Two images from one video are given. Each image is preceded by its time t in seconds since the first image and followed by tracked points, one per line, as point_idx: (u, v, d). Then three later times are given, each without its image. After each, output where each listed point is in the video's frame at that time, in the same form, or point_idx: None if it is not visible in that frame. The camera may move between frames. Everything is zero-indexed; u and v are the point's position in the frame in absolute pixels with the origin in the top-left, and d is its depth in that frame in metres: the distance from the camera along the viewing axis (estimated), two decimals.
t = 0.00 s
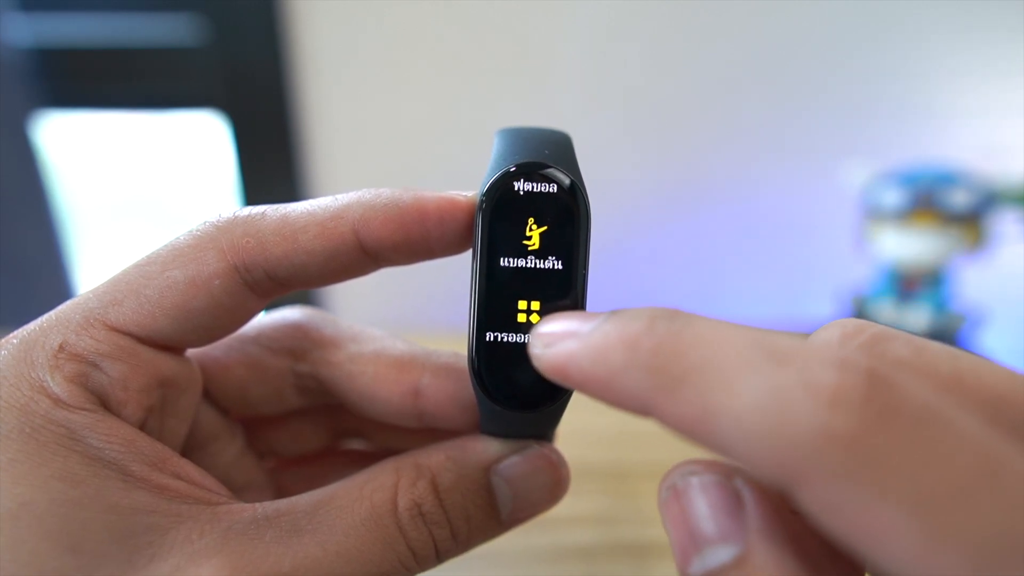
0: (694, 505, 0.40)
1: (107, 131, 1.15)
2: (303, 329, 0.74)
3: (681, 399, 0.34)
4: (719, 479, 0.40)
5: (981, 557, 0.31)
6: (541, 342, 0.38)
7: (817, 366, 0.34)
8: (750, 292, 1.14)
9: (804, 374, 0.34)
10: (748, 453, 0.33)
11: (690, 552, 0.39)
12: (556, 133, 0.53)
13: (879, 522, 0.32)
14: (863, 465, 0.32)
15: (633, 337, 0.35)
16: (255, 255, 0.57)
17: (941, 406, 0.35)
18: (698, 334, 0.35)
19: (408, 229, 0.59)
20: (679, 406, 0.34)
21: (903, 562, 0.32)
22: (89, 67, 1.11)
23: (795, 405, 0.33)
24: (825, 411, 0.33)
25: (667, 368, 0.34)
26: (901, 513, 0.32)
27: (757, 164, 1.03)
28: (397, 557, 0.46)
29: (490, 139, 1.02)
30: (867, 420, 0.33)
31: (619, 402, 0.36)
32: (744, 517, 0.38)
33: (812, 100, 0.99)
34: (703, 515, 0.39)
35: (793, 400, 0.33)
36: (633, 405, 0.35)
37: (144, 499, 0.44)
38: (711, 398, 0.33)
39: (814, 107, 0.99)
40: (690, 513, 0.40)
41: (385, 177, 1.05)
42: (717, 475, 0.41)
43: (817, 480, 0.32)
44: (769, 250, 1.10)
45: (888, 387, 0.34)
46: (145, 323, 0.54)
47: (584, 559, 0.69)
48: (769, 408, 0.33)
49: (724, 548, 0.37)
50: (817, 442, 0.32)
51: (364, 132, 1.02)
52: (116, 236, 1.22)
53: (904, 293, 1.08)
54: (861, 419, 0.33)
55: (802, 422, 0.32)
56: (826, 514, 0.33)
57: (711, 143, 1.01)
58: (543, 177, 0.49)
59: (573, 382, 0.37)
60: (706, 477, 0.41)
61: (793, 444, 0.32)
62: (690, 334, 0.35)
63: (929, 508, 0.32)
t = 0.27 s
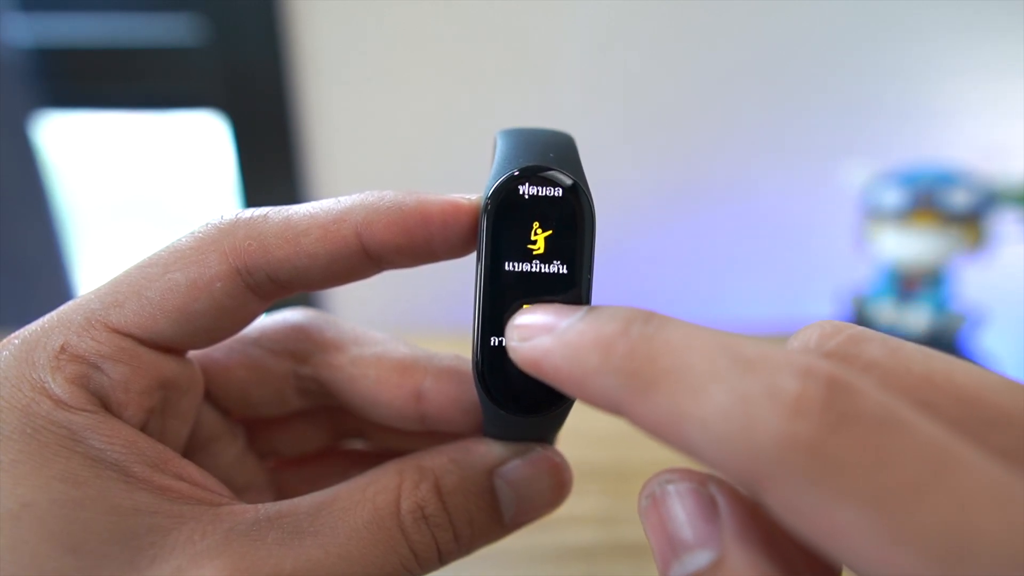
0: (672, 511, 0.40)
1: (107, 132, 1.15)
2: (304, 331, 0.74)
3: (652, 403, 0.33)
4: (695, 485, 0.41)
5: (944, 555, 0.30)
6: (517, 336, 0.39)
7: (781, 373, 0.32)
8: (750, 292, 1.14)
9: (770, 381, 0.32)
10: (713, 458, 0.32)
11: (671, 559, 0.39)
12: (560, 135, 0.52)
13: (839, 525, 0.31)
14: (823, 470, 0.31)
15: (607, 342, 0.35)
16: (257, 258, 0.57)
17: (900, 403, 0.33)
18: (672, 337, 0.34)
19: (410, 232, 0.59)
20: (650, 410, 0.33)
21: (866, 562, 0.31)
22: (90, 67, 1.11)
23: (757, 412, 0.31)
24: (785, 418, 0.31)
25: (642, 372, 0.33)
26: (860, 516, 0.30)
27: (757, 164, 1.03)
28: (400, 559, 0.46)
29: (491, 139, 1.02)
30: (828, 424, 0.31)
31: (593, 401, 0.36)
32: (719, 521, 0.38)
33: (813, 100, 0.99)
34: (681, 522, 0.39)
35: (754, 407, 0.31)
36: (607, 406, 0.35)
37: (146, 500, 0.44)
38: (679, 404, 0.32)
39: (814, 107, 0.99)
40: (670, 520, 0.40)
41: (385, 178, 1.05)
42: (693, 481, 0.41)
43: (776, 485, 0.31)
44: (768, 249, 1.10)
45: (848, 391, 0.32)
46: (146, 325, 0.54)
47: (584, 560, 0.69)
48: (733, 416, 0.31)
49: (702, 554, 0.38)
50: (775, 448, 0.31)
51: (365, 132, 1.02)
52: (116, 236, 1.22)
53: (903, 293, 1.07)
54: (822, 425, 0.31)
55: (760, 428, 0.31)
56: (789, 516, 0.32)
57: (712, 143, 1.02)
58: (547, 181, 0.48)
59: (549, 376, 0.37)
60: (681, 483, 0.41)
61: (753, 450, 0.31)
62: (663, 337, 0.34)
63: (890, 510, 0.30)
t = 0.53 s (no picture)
0: (686, 499, 0.41)
1: (107, 131, 1.15)
2: (304, 331, 0.74)
3: (669, 400, 0.33)
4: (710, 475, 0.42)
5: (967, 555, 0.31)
6: (526, 333, 0.38)
7: (805, 370, 0.32)
8: (750, 292, 1.14)
9: (792, 380, 0.32)
10: (736, 458, 0.32)
11: (683, 548, 0.39)
12: (559, 135, 0.52)
13: (865, 527, 0.31)
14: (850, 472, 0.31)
15: (621, 336, 0.34)
16: (256, 258, 0.57)
17: (929, 406, 0.33)
18: (690, 331, 0.34)
19: (410, 231, 0.59)
20: (668, 407, 0.33)
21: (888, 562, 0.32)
22: (90, 66, 1.11)
23: (782, 413, 0.31)
24: (812, 418, 0.31)
25: (657, 370, 0.33)
26: (885, 518, 0.31)
27: (756, 164, 1.03)
28: (399, 558, 0.46)
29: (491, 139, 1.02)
30: (855, 425, 0.31)
31: (603, 397, 0.35)
32: (735, 510, 0.40)
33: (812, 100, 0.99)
34: (695, 510, 0.40)
35: (778, 407, 0.31)
36: (617, 401, 0.35)
37: (145, 499, 0.44)
38: (700, 402, 0.32)
39: (814, 107, 0.99)
40: (683, 509, 0.41)
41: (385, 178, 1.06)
42: (707, 471, 0.42)
43: (800, 486, 0.31)
44: (768, 249, 1.10)
45: (878, 391, 0.32)
46: (145, 325, 0.54)
47: (585, 560, 0.69)
48: (755, 416, 0.31)
49: (717, 543, 0.38)
50: (802, 450, 0.31)
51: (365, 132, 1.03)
52: (116, 236, 1.22)
53: (904, 294, 1.08)
54: (850, 426, 0.31)
55: (787, 430, 0.31)
56: (812, 517, 0.32)
57: (710, 143, 1.02)
58: (546, 180, 0.48)
59: (558, 374, 0.37)
60: (696, 472, 0.42)
61: (780, 451, 0.31)
62: (681, 331, 0.34)
63: (917, 513, 0.31)
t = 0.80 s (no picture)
0: (686, 500, 0.41)
1: (106, 131, 1.15)
2: (304, 331, 0.74)
3: (669, 405, 0.33)
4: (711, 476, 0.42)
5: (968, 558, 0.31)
6: (526, 340, 0.38)
7: (804, 373, 0.32)
8: (750, 293, 1.14)
9: (791, 383, 0.32)
10: (735, 463, 0.32)
11: (684, 550, 0.39)
12: (558, 135, 0.52)
13: (865, 530, 0.31)
14: (851, 476, 0.31)
15: (620, 342, 0.34)
16: (256, 258, 0.57)
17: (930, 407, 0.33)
18: (689, 337, 0.33)
19: (409, 231, 0.59)
20: (667, 412, 0.33)
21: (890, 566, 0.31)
22: (89, 66, 1.11)
23: (781, 416, 0.31)
24: (811, 422, 0.31)
25: (658, 374, 0.33)
26: (886, 522, 0.31)
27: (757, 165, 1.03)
28: (399, 559, 0.46)
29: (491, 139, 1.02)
30: (855, 428, 0.31)
31: (605, 404, 0.35)
32: (736, 513, 0.40)
33: (812, 101, 0.99)
34: (696, 511, 0.40)
35: (778, 410, 0.31)
36: (618, 408, 0.35)
37: (144, 500, 0.44)
38: (698, 407, 0.32)
39: (814, 107, 0.99)
40: (683, 510, 0.41)
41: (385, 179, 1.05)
42: (708, 472, 0.42)
43: (800, 491, 0.31)
44: (769, 250, 1.10)
45: (877, 394, 0.32)
46: (145, 325, 0.54)
47: (584, 560, 0.69)
48: (754, 420, 0.31)
49: (718, 545, 0.38)
50: (802, 454, 0.31)
51: (365, 132, 1.02)
52: (115, 237, 1.22)
53: (904, 293, 1.07)
54: (850, 430, 0.31)
55: (788, 433, 0.31)
56: (814, 522, 0.32)
57: (711, 143, 1.01)
58: (545, 180, 0.48)
59: (559, 379, 0.37)
60: (697, 474, 0.42)
61: (780, 455, 0.31)
62: (679, 337, 0.34)
63: (918, 517, 0.31)
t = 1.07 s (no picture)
0: (672, 513, 0.41)
1: (106, 132, 1.15)
2: (304, 332, 0.74)
3: (649, 416, 0.31)
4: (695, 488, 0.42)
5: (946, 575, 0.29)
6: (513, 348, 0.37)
7: (780, 387, 0.31)
8: (750, 292, 1.14)
9: (767, 397, 0.30)
10: (710, 475, 0.31)
11: (670, 560, 0.40)
12: (558, 135, 0.52)
13: (838, 546, 0.30)
14: (822, 490, 0.29)
15: (604, 351, 0.33)
16: (256, 258, 0.57)
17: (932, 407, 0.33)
18: (670, 347, 0.32)
19: (409, 232, 0.59)
20: (648, 424, 0.31)
21: None
22: (90, 66, 1.11)
23: (757, 431, 0.30)
24: (785, 436, 0.30)
25: (638, 385, 0.32)
26: (859, 538, 0.29)
27: (758, 165, 1.03)
28: (399, 559, 0.46)
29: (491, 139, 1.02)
30: (828, 442, 0.30)
31: (589, 415, 0.34)
32: (720, 526, 0.40)
33: (813, 102, 0.99)
34: (682, 524, 0.41)
35: (753, 424, 0.30)
36: (600, 418, 0.33)
37: (145, 500, 0.44)
38: (675, 419, 0.31)
39: (815, 107, 0.99)
40: (670, 523, 0.41)
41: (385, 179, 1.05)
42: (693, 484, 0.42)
43: (773, 505, 0.30)
44: (769, 249, 1.10)
45: (850, 406, 0.31)
46: (145, 325, 0.54)
47: (584, 559, 0.69)
48: (730, 434, 0.30)
49: (703, 557, 0.39)
50: (773, 467, 0.29)
51: (365, 132, 1.02)
52: (116, 236, 1.22)
53: (904, 294, 1.07)
54: (822, 443, 0.30)
55: (762, 445, 0.30)
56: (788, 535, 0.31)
57: (712, 143, 1.02)
58: (545, 180, 0.48)
59: (544, 390, 0.35)
60: (682, 486, 0.42)
61: (750, 469, 0.30)
62: (660, 348, 0.32)
63: (892, 533, 0.29)
